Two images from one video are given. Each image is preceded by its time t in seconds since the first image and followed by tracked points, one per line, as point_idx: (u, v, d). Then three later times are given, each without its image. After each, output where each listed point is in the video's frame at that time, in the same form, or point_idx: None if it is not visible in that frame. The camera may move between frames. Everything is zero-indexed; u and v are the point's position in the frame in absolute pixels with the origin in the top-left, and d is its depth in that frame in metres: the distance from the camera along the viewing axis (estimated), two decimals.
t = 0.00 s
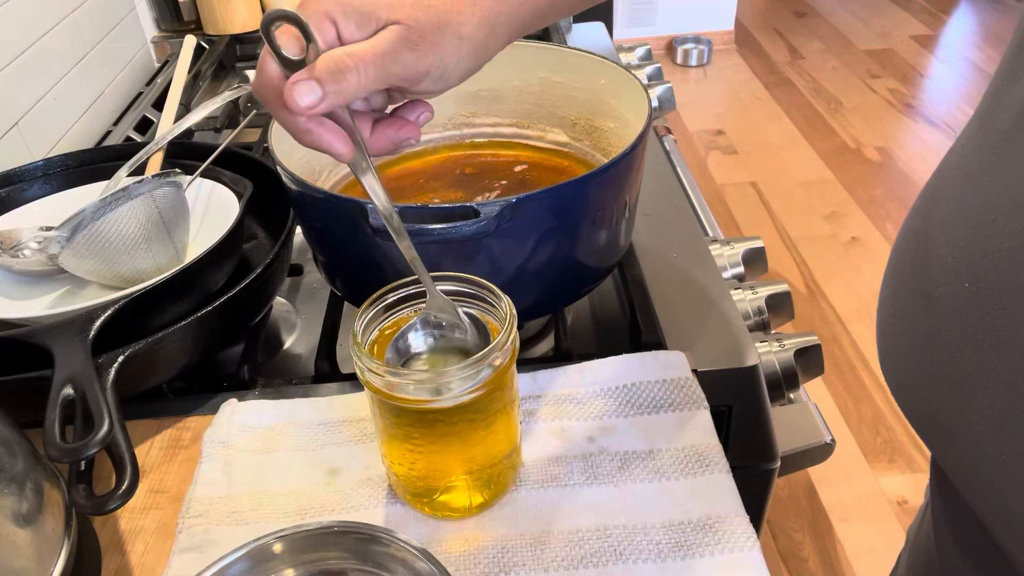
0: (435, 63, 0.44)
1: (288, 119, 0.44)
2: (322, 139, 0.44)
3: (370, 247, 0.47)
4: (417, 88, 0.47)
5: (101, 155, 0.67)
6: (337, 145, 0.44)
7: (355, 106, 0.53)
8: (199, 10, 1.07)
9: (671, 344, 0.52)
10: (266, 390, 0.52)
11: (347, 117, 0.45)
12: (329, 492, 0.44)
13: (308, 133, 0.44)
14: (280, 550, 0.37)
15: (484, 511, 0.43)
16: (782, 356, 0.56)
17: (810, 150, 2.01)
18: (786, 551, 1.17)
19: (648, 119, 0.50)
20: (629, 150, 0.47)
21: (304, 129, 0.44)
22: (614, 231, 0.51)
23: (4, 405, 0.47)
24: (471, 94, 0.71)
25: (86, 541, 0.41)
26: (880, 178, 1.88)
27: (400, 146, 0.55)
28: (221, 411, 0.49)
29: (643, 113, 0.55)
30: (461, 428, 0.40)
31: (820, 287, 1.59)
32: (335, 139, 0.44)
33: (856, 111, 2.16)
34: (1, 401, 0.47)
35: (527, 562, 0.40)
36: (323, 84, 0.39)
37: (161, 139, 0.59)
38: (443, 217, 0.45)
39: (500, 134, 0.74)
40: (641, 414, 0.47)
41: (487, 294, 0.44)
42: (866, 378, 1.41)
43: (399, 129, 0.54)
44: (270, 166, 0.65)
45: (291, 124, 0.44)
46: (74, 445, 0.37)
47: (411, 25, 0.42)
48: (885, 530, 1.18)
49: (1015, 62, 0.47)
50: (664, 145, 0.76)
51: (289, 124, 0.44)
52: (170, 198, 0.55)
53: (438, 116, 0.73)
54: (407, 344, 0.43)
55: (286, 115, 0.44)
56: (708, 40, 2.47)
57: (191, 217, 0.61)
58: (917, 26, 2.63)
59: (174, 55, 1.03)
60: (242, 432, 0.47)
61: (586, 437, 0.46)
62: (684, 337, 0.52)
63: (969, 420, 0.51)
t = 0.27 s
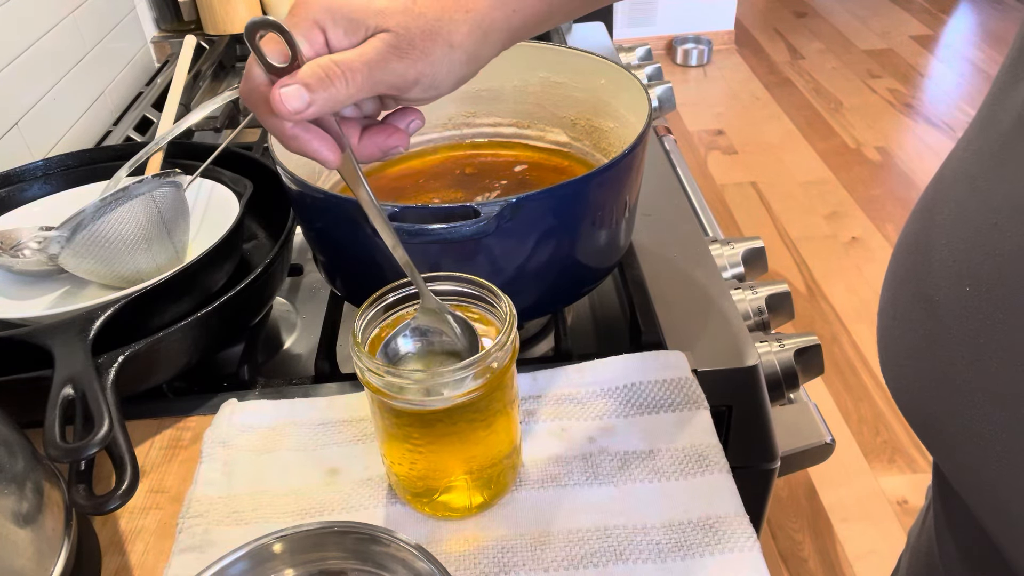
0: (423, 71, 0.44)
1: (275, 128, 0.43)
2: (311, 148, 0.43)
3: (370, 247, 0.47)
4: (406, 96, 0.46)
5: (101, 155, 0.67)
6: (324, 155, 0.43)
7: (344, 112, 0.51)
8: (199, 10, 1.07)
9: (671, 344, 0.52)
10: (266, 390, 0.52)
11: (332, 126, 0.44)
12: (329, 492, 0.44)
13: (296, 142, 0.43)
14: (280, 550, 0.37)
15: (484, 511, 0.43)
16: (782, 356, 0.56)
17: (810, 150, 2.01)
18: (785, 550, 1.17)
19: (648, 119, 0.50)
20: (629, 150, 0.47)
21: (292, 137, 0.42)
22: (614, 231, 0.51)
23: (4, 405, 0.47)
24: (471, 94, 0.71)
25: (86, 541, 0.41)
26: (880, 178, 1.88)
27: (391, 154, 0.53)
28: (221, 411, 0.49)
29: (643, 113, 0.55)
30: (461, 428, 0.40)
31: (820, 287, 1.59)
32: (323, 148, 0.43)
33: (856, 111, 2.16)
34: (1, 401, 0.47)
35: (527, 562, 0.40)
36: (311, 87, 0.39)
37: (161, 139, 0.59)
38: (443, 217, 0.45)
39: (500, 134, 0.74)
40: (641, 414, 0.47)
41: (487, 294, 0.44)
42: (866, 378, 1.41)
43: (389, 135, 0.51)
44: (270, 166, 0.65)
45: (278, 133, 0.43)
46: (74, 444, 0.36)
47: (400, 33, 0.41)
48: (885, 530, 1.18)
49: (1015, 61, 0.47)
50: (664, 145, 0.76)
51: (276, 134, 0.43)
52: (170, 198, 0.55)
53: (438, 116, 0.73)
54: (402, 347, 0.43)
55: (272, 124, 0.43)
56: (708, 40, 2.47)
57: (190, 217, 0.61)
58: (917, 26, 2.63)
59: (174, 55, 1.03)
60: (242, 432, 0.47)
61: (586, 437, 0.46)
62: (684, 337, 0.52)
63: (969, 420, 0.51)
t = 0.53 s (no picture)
0: (417, 51, 0.44)
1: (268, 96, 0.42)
2: (302, 117, 0.42)
3: (370, 246, 0.47)
4: (401, 75, 0.47)
5: (101, 155, 0.67)
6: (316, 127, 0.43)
7: (339, 89, 0.51)
8: (199, 10, 1.07)
9: (671, 344, 0.52)
10: (266, 390, 0.52)
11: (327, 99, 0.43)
12: (330, 492, 0.44)
13: (289, 111, 0.42)
14: (280, 550, 0.37)
15: (484, 511, 0.43)
16: (782, 356, 0.56)
17: (811, 150, 2.01)
18: (785, 551, 1.17)
19: (648, 119, 0.50)
20: (629, 151, 0.47)
21: (286, 106, 0.42)
22: (614, 231, 0.51)
23: (4, 405, 0.47)
24: (471, 94, 0.71)
25: (86, 541, 0.41)
26: (880, 179, 1.88)
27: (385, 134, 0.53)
28: (221, 411, 0.49)
29: (642, 114, 0.55)
30: (461, 428, 0.40)
31: (820, 287, 1.59)
32: (314, 118, 0.42)
33: (856, 111, 2.16)
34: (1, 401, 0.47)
35: (527, 562, 0.40)
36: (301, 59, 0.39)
37: (161, 139, 0.59)
38: (444, 217, 0.45)
39: (500, 134, 0.74)
40: (641, 414, 0.47)
41: (487, 294, 0.44)
42: (867, 378, 1.41)
43: (381, 114, 0.52)
44: (270, 166, 0.65)
45: (271, 102, 0.42)
46: (74, 445, 0.37)
47: (397, 11, 0.42)
48: (885, 530, 1.18)
49: (1016, 61, 0.47)
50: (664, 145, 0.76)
51: (269, 102, 0.42)
52: (170, 198, 0.55)
53: (438, 116, 0.73)
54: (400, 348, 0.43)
55: (265, 91, 0.42)
56: (708, 40, 2.47)
57: (190, 217, 0.61)
58: (917, 26, 2.63)
59: (174, 55, 1.03)
60: (242, 433, 0.47)
61: (586, 437, 0.46)
62: (683, 337, 0.52)
63: (970, 421, 0.51)
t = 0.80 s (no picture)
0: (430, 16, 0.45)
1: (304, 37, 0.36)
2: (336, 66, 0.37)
3: (370, 246, 0.47)
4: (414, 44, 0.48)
5: (101, 155, 0.67)
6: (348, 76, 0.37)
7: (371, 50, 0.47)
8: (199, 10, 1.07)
9: (671, 344, 0.52)
10: (266, 390, 0.52)
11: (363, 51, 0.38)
12: (330, 492, 0.44)
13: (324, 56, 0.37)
14: (279, 550, 0.37)
15: (484, 511, 0.43)
16: (782, 356, 0.56)
17: (811, 150, 2.01)
18: (785, 550, 1.17)
19: (648, 120, 0.50)
20: (629, 151, 0.47)
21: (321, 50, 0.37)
22: (614, 231, 0.51)
23: (4, 405, 0.47)
24: (471, 94, 0.71)
25: (86, 541, 0.41)
26: (880, 178, 1.88)
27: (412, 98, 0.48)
28: (221, 411, 0.49)
29: (642, 114, 0.55)
30: (461, 428, 0.40)
31: (820, 287, 1.59)
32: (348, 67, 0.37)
33: (856, 111, 2.16)
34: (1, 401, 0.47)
35: (528, 562, 0.40)
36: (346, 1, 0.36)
37: (161, 139, 0.59)
38: (444, 217, 0.45)
39: (500, 134, 0.74)
40: (641, 414, 0.47)
41: (487, 294, 0.44)
42: (867, 379, 1.41)
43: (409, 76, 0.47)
44: (270, 166, 0.65)
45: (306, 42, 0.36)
46: (74, 445, 0.36)
47: None
48: (886, 530, 1.18)
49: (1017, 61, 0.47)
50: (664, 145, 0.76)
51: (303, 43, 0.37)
52: (170, 198, 0.55)
53: (438, 116, 0.73)
54: (398, 325, 0.43)
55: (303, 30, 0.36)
56: (708, 40, 2.47)
57: (190, 218, 0.61)
58: (917, 26, 2.63)
59: (174, 55, 1.03)
60: (242, 433, 0.47)
61: (586, 437, 0.46)
62: (683, 337, 0.52)
63: (970, 421, 0.51)
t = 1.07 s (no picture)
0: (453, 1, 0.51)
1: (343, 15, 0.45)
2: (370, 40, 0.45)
3: (370, 246, 0.47)
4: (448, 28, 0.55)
5: (101, 155, 0.67)
6: (379, 53, 0.45)
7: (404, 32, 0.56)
8: (198, 10, 1.07)
9: (671, 344, 0.52)
10: (266, 390, 0.52)
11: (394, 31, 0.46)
12: (330, 492, 0.44)
13: (359, 31, 0.45)
14: (280, 550, 0.37)
15: (484, 512, 0.43)
16: (782, 356, 0.56)
17: (810, 150, 2.01)
18: (785, 551, 1.17)
19: (648, 119, 0.50)
20: (629, 150, 0.47)
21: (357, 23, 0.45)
22: (614, 231, 0.51)
23: (4, 405, 0.47)
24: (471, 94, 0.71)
25: (86, 541, 0.41)
26: (880, 178, 1.88)
27: (439, 75, 0.57)
28: (221, 411, 0.49)
29: (642, 114, 0.55)
30: (460, 428, 0.40)
31: (820, 287, 1.59)
32: (379, 42, 0.45)
33: (856, 111, 2.16)
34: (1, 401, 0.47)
35: (528, 562, 0.40)
36: None
37: (161, 139, 0.59)
38: (444, 217, 0.45)
39: (500, 134, 0.74)
40: (641, 414, 0.47)
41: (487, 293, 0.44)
42: (867, 379, 1.41)
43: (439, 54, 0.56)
44: (270, 166, 0.65)
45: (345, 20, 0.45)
46: (74, 445, 0.36)
47: None
48: (886, 530, 1.18)
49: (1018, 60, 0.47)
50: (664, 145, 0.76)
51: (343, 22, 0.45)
52: (170, 198, 0.55)
53: (439, 116, 0.73)
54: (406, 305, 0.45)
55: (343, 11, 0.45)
56: (708, 40, 2.47)
57: (190, 218, 0.61)
58: (917, 26, 2.63)
59: (174, 55, 1.03)
60: (241, 433, 0.47)
61: (586, 437, 0.46)
62: (683, 337, 0.52)
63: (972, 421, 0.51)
